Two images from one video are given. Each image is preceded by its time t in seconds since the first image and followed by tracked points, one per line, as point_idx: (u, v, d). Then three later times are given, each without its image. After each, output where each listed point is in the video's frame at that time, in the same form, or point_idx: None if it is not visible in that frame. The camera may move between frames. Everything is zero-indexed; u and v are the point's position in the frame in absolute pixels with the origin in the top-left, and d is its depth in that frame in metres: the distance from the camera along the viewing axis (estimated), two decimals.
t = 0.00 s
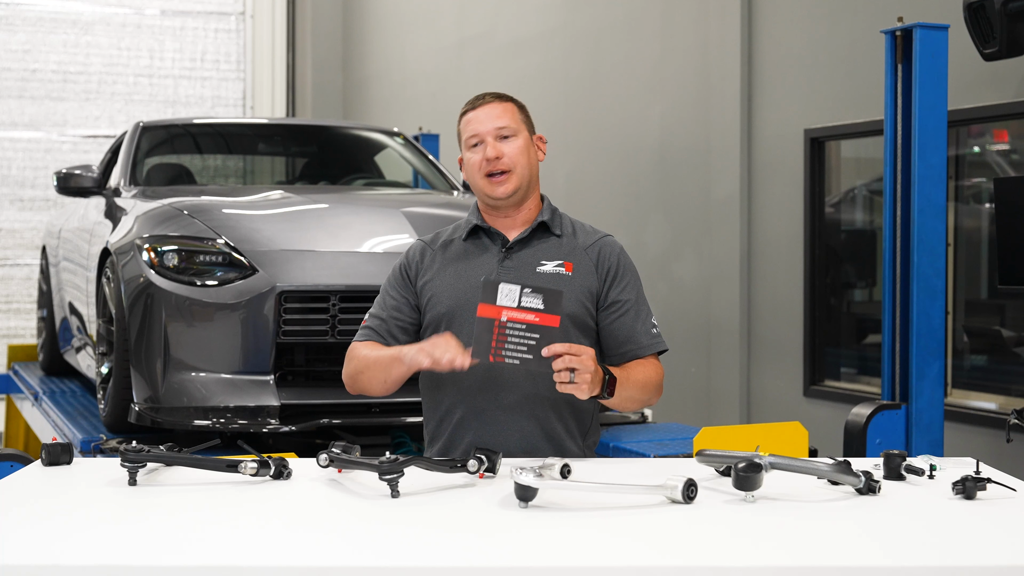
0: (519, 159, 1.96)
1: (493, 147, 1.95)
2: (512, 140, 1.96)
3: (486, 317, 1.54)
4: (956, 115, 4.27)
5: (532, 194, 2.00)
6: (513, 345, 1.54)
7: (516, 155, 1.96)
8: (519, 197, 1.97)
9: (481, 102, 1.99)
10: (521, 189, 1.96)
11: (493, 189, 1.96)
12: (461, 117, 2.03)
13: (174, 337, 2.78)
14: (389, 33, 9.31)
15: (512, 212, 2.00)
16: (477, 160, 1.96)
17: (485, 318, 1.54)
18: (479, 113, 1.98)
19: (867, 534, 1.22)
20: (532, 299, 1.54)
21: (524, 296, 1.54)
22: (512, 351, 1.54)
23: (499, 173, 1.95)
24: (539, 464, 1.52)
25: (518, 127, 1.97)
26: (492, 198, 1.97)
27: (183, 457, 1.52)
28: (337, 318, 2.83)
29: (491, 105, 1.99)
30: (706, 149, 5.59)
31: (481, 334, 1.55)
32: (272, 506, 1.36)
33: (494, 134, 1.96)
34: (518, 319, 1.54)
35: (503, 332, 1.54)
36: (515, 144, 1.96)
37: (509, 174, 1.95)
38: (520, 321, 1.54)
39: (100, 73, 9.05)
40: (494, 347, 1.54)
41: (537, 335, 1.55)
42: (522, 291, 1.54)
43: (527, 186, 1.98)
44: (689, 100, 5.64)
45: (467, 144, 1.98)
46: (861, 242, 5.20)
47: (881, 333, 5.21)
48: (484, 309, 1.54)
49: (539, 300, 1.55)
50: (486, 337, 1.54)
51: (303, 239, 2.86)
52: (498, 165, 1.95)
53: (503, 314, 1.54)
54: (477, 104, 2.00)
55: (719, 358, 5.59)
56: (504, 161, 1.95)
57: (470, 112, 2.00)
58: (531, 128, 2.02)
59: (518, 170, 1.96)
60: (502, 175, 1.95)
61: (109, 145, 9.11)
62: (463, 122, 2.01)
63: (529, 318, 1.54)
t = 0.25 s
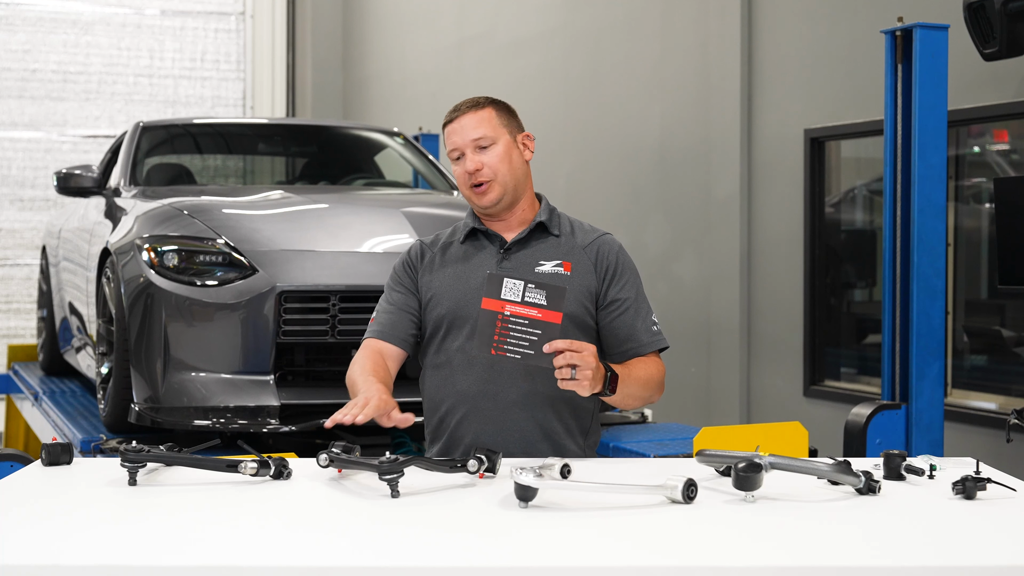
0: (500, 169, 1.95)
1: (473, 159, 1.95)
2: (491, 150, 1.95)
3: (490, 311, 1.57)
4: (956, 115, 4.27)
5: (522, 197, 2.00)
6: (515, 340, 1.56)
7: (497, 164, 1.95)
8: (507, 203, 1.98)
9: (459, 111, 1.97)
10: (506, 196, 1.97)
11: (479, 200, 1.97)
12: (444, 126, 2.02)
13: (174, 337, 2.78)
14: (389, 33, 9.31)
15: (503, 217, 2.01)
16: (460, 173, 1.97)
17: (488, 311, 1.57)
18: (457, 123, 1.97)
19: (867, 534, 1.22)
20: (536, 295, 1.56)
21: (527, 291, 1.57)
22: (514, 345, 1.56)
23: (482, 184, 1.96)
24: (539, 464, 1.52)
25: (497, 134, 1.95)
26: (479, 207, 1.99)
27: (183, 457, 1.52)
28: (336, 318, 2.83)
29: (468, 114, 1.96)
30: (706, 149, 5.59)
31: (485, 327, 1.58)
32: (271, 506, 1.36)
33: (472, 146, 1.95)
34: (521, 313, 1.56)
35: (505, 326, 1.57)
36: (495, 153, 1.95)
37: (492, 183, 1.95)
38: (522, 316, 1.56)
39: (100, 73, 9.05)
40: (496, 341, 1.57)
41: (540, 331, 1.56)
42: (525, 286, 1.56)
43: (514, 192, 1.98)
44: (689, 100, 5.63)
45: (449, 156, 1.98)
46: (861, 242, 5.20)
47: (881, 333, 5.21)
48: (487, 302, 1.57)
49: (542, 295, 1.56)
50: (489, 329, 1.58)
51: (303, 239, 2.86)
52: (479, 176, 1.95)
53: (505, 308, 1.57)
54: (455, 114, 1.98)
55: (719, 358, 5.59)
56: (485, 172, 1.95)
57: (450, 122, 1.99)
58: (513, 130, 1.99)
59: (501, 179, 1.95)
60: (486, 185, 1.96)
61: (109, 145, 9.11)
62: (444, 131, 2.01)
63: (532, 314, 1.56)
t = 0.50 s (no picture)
0: (508, 164, 1.95)
1: (481, 156, 1.94)
2: (498, 146, 1.95)
3: (491, 321, 1.57)
4: (956, 115, 4.27)
5: (526, 195, 2.00)
6: (516, 350, 1.56)
7: (505, 160, 1.95)
8: (513, 200, 1.97)
9: (464, 110, 1.97)
10: (513, 192, 1.96)
11: (485, 197, 1.96)
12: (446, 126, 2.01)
13: (174, 337, 2.78)
14: (389, 33, 9.31)
15: (507, 215, 2.00)
16: (467, 170, 1.96)
17: (489, 322, 1.57)
18: (462, 122, 1.96)
19: (867, 534, 1.22)
20: (537, 306, 1.56)
21: (528, 302, 1.56)
22: (514, 356, 1.56)
23: (490, 181, 1.95)
24: (539, 464, 1.52)
25: (503, 131, 1.96)
26: (485, 205, 1.98)
27: (183, 457, 1.52)
28: (336, 318, 2.83)
29: (473, 112, 1.97)
30: (706, 149, 5.59)
31: (485, 337, 1.57)
32: (271, 506, 1.36)
33: (480, 142, 1.94)
34: (521, 324, 1.56)
35: (506, 336, 1.56)
36: (502, 149, 1.95)
37: (500, 179, 1.95)
38: (523, 326, 1.56)
39: (100, 73, 9.05)
40: (497, 351, 1.56)
41: (541, 341, 1.56)
42: (525, 297, 1.56)
43: (519, 189, 1.98)
44: (689, 100, 5.64)
45: (454, 154, 1.97)
46: (861, 242, 5.20)
47: (881, 333, 5.21)
48: (488, 313, 1.57)
49: (543, 306, 1.56)
50: (489, 341, 1.57)
51: (303, 239, 2.86)
52: (488, 173, 1.94)
53: (506, 318, 1.57)
54: (459, 113, 1.97)
55: (719, 358, 5.59)
56: (494, 168, 1.94)
57: (453, 121, 1.98)
58: (516, 129, 2.00)
59: (508, 175, 1.95)
60: (494, 181, 1.95)
61: (109, 145, 9.11)
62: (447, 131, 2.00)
63: (533, 324, 1.56)
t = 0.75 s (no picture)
0: (515, 163, 1.96)
1: (488, 153, 1.94)
2: (506, 144, 1.95)
3: (489, 331, 1.54)
4: (956, 115, 4.27)
5: (529, 194, 2.01)
6: (515, 358, 1.54)
7: (512, 158, 1.95)
8: (517, 199, 1.98)
9: (472, 107, 1.98)
10: (519, 191, 1.97)
11: (491, 194, 1.96)
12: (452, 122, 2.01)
13: (174, 337, 2.78)
14: (389, 33, 9.31)
15: (510, 214, 2.00)
16: (473, 167, 1.95)
17: (487, 332, 1.54)
18: (470, 119, 1.97)
19: (867, 534, 1.22)
20: (533, 313, 1.54)
21: (524, 310, 1.54)
22: (514, 364, 1.54)
23: (496, 178, 1.95)
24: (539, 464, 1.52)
25: (511, 130, 1.96)
26: (490, 202, 1.98)
27: (183, 457, 1.52)
28: (336, 318, 2.83)
29: (482, 109, 1.97)
30: (705, 149, 5.59)
31: (483, 347, 1.55)
32: (272, 506, 1.36)
33: (488, 140, 1.95)
34: (519, 331, 1.54)
35: (505, 345, 1.54)
36: (509, 148, 1.96)
37: (506, 177, 1.95)
38: (521, 334, 1.54)
39: (100, 73, 9.05)
40: (497, 360, 1.54)
41: (541, 349, 1.54)
42: (522, 305, 1.54)
43: (525, 187, 1.98)
44: (689, 101, 5.64)
45: (461, 150, 1.97)
46: (861, 242, 5.20)
47: (881, 333, 5.21)
48: (486, 323, 1.54)
49: (540, 313, 1.54)
50: (488, 350, 1.55)
51: (303, 239, 2.86)
52: (495, 170, 1.95)
53: (504, 327, 1.54)
54: (467, 109, 1.98)
55: (719, 358, 5.59)
56: (501, 165, 1.94)
57: (460, 118, 1.98)
58: (522, 128, 2.01)
59: (515, 173, 1.96)
60: (500, 179, 1.95)
61: (109, 145, 9.11)
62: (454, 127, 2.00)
63: (531, 332, 1.54)
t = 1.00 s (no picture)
0: (521, 157, 1.96)
1: (496, 142, 1.96)
2: (515, 137, 1.97)
3: (458, 411, 1.57)
4: (956, 115, 4.27)
5: (532, 193, 2.01)
6: (495, 419, 1.56)
7: (519, 152, 1.96)
8: (518, 194, 1.98)
9: (488, 99, 2.00)
10: (520, 185, 1.97)
11: (493, 184, 1.96)
12: (467, 112, 2.04)
13: (174, 337, 2.78)
14: (389, 32, 9.31)
15: (510, 209, 2.00)
16: (480, 155, 1.97)
17: (457, 413, 1.57)
18: (484, 108, 1.99)
19: (868, 534, 1.22)
20: (487, 371, 1.58)
21: (478, 374, 1.58)
22: (498, 426, 1.56)
23: (500, 168, 1.96)
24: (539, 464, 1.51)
25: (522, 125, 1.98)
26: (491, 193, 1.98)
27: (183, 457, 1.52)
28: (336, 318, 2.83)
29: (497, 102, 2.00)
30: (705, 149, 5.59)
31: (463, 427, 1.57)
32: (272, 506, 1.36)
33: (498, 130, 1.96)
34: (485, 397, 1.57)
35: (480, 415, 1.57)
36: (518, 142, 1.97)
37: (510, 169, 1.96)
38: (487, 398, 1.57)
39: (100, 73, 9.05)
40: (481, 433, 1.57)
41: (513, 399, 1.57)
42: (474, 371, 1.57)
43: (527, 184, 1.98)
44: (689, 101, 5.64)
45: (470, 138, 1.99)
46: (861, 242, 5.21)
47: (881, 333, 5.21)
48: (452, 406, 1.57)
49: (493, 368, 1.58)
50: (468, 427, 1.57)
51: (303, 239, 2.86)
52: (500, 160, 1.96)
53: (470, 401, 1.57)
54: (483, 100, 2.00)
55: (719, 358, 5.59)
56: (507, 157, 1.95)
57: (476, 107, 2.01)
58: (534, 128, 2.03)
59: (520, 167, 1.96)
60: (503, 170, 1.96)
61: (109, 145, 9.11)
62: (467, 116, 2.02)
63: (494, 390, 1.57)
